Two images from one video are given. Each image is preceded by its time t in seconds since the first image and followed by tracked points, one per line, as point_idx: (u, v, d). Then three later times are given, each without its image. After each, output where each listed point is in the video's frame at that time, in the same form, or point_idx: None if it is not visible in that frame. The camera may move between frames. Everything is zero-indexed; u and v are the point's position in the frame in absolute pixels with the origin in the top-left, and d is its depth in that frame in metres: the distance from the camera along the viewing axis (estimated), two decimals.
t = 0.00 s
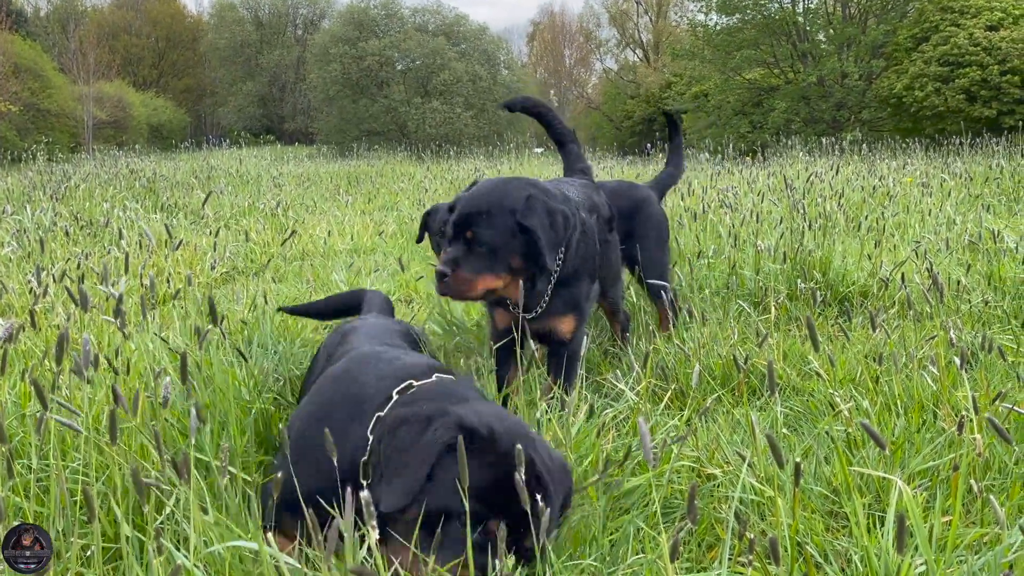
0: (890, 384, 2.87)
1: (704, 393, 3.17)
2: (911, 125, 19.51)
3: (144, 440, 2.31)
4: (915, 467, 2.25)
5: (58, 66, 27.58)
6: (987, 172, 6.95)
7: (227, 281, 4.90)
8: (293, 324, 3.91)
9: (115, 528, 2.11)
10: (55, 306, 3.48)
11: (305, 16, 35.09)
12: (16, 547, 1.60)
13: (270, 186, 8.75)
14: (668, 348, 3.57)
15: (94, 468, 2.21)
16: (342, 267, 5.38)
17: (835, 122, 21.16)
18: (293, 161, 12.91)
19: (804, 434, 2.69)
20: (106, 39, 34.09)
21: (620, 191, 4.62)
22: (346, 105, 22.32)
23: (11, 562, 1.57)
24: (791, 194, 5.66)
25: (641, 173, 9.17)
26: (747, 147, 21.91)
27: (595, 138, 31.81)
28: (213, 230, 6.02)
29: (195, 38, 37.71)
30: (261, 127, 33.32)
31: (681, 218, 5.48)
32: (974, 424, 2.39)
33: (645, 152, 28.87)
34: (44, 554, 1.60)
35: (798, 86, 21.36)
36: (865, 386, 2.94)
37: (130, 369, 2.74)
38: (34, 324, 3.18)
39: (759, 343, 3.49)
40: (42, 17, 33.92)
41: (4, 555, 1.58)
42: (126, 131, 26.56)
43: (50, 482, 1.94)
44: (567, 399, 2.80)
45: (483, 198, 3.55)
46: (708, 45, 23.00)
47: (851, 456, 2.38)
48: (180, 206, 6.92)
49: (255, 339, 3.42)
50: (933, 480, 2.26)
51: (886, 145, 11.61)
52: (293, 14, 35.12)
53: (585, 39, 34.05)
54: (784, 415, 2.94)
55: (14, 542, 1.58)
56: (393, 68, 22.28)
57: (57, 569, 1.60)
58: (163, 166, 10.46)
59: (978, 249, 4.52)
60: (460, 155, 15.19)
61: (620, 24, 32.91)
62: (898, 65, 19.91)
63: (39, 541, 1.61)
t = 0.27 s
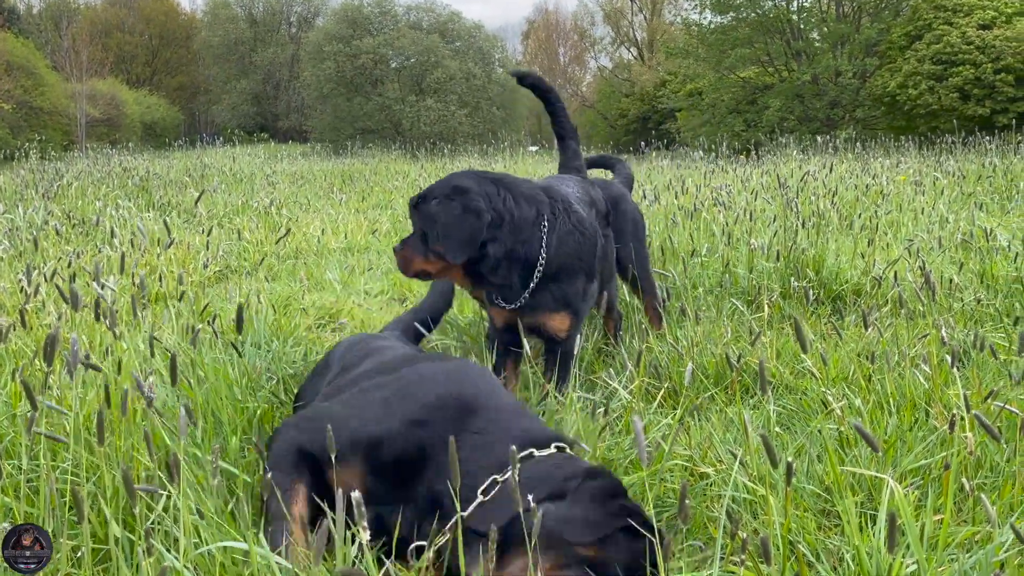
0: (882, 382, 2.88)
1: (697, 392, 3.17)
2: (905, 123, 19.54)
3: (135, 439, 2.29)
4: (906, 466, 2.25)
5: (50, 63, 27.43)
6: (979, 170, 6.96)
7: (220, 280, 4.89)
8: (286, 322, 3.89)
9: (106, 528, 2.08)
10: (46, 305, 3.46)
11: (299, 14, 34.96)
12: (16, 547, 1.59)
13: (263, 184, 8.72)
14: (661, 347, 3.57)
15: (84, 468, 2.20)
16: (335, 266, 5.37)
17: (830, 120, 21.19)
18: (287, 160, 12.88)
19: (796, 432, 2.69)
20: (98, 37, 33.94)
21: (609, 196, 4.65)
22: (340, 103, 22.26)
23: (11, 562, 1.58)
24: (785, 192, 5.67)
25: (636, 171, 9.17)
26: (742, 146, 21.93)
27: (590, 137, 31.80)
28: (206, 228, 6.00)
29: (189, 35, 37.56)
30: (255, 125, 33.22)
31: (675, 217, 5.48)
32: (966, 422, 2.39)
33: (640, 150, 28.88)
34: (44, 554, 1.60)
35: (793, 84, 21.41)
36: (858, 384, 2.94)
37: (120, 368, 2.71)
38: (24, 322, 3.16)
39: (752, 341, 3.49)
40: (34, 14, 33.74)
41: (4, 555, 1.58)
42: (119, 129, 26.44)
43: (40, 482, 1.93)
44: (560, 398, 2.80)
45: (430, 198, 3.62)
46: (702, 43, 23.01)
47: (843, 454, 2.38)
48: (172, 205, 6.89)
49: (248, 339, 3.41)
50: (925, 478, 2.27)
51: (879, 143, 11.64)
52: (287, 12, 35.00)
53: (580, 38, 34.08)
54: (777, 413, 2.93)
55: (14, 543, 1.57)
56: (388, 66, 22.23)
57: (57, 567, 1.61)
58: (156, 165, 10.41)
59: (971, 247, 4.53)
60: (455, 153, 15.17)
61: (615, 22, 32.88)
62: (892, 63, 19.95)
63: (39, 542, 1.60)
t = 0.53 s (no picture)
0: (873, 380, 2.88)
1: (689, 389, 3.17)
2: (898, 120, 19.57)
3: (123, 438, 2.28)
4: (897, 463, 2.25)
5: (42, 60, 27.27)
6: (972, 167, 6.97)
7: (211, 278, 4.86)
8: (277, 320, 3.87)
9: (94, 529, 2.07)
10: (35, 304, 3.44)
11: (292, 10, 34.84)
12: (17, 547, 1.66)
13: (255, 182, 8.68)
14: (653, 344, 3.56)
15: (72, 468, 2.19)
16: (327, 263, 5.35)
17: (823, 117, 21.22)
18: (281, 157, 12.83)
19: (788, 430, 2.69)
20: (90, 33, 33.74)
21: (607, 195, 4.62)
22: (333, 100, 22.19)
23: (11, 562, 1.65)
24: (777, 189, 5.67)
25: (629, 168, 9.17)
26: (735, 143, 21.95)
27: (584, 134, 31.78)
28: (197, 226, 5.97)
29: (181, 32, 37.39)
30: (248, 122, 33.10)
31: (668, 214, 5.48)
32: (957, 419, 2.39)
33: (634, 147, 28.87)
34: (44, 554, 1.67)
35: (786, 82, 21.45)
36: (849, 381, 2.94)
37: (108, 366, 2.69)
38: (12, 321, 3.13)
39: (744, 339, 3.49)
40: (25, 11, 33.52)
41: (6, 555, 1.66)
42: (111, 127, 26.30)
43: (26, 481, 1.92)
44: (553, 398, 2.79)
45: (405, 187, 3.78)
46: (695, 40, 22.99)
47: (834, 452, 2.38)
48: (164, 202, 6.85)
49: (238, 337, 3.39)
50: (916, 475, 2.26)
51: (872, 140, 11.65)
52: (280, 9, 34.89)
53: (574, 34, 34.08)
54: (768, 411, 2.93)
55: (13, 542, 1.65)
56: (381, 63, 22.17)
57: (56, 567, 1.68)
58: (148, 162, 10.36)
59: (962, 244, 4.54)
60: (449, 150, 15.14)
61: (609, 19, 32.85)
62: (885, 60, 19.98)
63: (38, 542, 1.67)
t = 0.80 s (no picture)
0: (863, 372, 2.88)
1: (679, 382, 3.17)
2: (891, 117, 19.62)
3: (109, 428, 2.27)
4: (885, 455, 2.24)
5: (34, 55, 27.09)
6: (963, 162, 6.99)
7: (201, 272, 4.84)
8: (267, 314, 3.85)
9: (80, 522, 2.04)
10: (22, 297, 3.41)
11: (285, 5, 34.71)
12: (16, 547, 1.64)
13: (247, 177, 8.65)
14: (645, 337, 3.56)
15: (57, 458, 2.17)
16: (319, 258, 5.33)
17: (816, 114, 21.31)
18: (273, 153, 12.78)
19: (778, 422, 2.69)
20: (82, 29, 33.55)
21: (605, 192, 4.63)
22: (327, 96, 22.11)
23: (11, 562, 1.63)
24: (770, 183, 5.67)
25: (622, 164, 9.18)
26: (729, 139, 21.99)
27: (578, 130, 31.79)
28: (188, 220, 5.94)
29: (174, 28, 37.22)
30: (241, 117, 32.99)
31: (661, 209, 5.47)
32: (946, 411, 2.39)
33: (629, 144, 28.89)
34: (44, 554, 1.66)
35: (780, 78, 21.52)
36: (840, 374, 2.95)
37: (95, 360, 2.66)
38: None
39: (736, 332, 3.48)
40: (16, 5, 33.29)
41: (5, 556, 1.63)
42: (103, 122, 26.15)
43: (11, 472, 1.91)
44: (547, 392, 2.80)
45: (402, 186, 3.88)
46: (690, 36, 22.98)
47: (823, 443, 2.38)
48: (154, 197, 6.81)
49: (227, 331, 3.38)
50: (905, 467, 2.26)
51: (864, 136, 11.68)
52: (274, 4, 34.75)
53: (568, 31, 34.11)
54: (759, 404, 2.93)
55: (15, 543, 1.63)
56: (375, 58, 22.11)
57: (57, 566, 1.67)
58: (139, 158, 10.30)
59: (953, 238, 4.55)
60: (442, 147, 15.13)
61: (604, 15, 32.82)
62: (878, 56, 20.03)
63: (38, 541, 1.66)
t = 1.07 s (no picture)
0: (852, 360, 2.88)
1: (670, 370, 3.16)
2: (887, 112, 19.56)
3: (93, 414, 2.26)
4: (873, 440, 2.24)
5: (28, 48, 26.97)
6: (958, 154, 6.99)
7: (192, 263, 4.82)
8: (257, 304, 3.84)
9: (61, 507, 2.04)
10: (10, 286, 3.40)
11: None
12: (16, 547, 1.59)
13: (241, 169, 8.63)
14: (635, 326, 3.55)
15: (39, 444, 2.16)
16: (311, 249, 5.31)
17: (813, 108, 21.29)
18: (268, 146, 12.76)
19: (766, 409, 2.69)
20: (77, 22, 33.41)
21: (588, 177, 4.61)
22: (323, 90, 22.06)
23: (11, 562, 1.58)
24: (763, 174, 5.66)
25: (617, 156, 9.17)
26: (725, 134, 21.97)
27: (575, 125, 31.76)
28: (180, 212, 5.92)
29: (170, 21, 37.08)
30: (237, 112, 32.91)
31: (654, 200, 5.46)
32: (933, 397, 2.39)
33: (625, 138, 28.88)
34: (44, 554, 1.59)
35: (777, 73, 21.50)
36: (829, 361, 2.94)
37: (79, 347, 2.65)
38: None
39: (727, 322, 3.48)
40: None
41: (5, 555, 1.58)
42: (98, 116, 26.05)
43: None
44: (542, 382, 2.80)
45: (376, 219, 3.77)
46: (686, 30, 22.95)
47: (810, 429, 2.37)
48: (146, 189, 6.79)
49: (216, 320, 3.37)
50: (892, 452, 2.25)
51: (860, 129, 11.67)
52: None
53: (565, 25, 34.08)
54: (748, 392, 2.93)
55: (13, 542, 1.57)
56: (370, 52, 22.06)
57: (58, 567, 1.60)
58: (133, 150, 10.27)
59: (945, 228, 4.54)
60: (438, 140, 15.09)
61: (600, 9, 32.73)
62: (874, 51, 19.99)
63: (39, 541, 1.60)
